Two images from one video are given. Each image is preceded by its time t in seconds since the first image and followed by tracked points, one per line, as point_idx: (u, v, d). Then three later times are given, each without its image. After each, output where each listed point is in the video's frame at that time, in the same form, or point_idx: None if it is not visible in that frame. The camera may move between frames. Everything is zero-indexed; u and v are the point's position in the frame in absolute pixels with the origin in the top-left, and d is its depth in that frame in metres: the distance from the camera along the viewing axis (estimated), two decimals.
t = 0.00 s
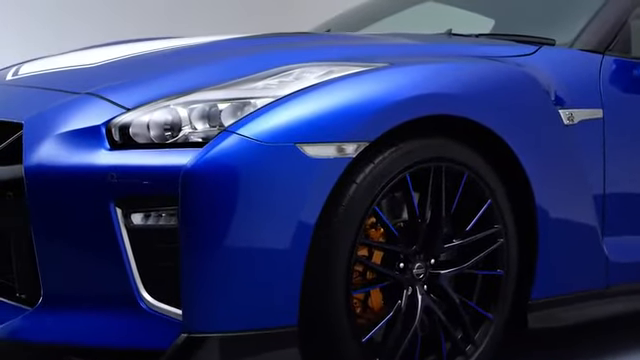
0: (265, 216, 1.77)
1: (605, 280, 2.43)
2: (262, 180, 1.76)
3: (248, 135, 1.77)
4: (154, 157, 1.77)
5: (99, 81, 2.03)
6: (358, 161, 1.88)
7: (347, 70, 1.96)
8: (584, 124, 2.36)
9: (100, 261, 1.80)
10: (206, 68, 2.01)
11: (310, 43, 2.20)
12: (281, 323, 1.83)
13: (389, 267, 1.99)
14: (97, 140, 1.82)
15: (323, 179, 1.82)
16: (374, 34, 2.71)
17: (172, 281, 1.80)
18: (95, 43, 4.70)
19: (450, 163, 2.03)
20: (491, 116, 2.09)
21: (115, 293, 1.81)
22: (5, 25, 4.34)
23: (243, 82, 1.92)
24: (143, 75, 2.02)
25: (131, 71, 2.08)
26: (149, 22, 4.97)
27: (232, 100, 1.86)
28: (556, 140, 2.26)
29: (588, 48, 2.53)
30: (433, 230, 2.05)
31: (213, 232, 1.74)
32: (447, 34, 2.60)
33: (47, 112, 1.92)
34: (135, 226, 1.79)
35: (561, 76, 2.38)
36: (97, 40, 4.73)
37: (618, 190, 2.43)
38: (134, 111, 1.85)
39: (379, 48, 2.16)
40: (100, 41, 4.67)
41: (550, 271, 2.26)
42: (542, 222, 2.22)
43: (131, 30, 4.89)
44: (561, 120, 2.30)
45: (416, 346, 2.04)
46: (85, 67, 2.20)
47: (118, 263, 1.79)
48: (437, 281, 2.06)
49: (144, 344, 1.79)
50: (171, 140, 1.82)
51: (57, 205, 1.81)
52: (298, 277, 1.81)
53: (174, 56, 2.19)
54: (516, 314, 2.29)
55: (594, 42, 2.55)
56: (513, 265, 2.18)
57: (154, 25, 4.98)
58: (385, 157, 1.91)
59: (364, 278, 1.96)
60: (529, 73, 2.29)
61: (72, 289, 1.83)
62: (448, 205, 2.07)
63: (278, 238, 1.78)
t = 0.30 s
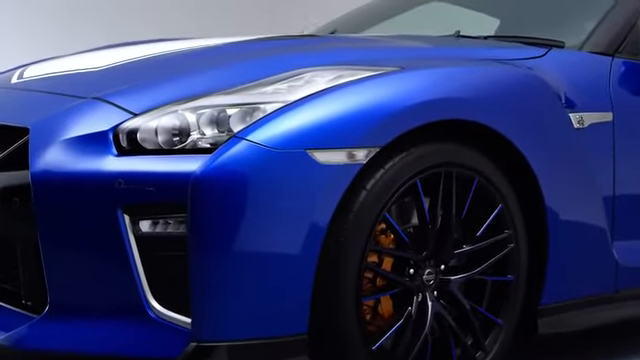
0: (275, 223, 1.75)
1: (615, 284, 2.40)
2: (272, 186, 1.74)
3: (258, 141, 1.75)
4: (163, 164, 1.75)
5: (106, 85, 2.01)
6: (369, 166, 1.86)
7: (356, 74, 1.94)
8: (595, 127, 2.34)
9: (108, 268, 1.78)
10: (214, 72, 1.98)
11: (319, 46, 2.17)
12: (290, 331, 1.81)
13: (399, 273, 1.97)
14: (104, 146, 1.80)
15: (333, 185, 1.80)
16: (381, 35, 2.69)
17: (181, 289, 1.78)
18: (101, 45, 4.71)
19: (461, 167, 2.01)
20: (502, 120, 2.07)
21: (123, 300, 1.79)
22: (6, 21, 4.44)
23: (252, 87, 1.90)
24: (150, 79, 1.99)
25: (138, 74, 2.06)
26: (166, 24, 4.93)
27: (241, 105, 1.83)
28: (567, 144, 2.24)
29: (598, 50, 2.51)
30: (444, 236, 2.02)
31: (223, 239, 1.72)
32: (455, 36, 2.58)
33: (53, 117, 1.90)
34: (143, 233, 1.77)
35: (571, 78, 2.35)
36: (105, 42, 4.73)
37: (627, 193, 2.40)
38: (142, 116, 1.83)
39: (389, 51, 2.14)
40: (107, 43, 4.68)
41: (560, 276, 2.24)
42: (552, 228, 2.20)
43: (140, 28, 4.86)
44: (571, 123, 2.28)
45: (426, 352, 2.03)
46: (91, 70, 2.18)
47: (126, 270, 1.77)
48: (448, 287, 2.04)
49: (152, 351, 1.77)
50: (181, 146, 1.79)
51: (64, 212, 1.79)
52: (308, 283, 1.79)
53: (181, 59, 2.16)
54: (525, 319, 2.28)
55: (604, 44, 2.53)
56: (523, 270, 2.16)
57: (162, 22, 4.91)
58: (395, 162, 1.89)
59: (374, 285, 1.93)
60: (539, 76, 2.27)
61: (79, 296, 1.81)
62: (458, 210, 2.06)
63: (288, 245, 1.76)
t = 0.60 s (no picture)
0: (285, 230, 1.72)
1: (625, 288, 2.38)
2: (282, 193, 1.72)
3: (268, 147, 1.73)
4: (171, 170, 1.73)
5: (113, 89, 1.99)
6: (379, 172, 1.84)
7: (366, 79, 1.92)
8: (605, 130, 2.31)
9: (116, 276, 1.76)
10: (222, 75, 1.96)
11: (327, 49, 2.15)
12: (300, 340, 1.79)
13: (409, 280, 1.95)
14: (112, 151, 1.78)
15: (344, 191, 1.77)
16: (389, 36, 2.67)
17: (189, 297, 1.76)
18: (104, 47, 4.77)
19: (471, 172, 1.99)
20: (513, 124, 2.05)
21: (130, 308, 1.77)
22: (9, 20, 4.51)
23: (261, 91, 1.88)
24: (158, 83, 1.97)
25: (145, 78, 2.04)
26: (166, 25, 4.98)
27: (250, 110, 1.81)
28: (578, 147, 2.21)
29: (608, 52, 2.48)
30: (454, 242, 2.00)
31: (232, 247, 1.70)
32: (464, 37, 2.55)
33: (59, 122, 1.88)
34: (151, 241, 1.75)
35: (581, 81, 2.33)
36: (110, 43, 4.82)
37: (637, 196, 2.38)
38: (150, 121, 1.81)
39: (398, 54, 2.12)
40: (111, 44, 4.75)
41: (570, 280, 2.22)
42: (563, 234, 2.17)
43: (142, 29, 4.92)
44: (582, 127, 2.25)
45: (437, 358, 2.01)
46: (97, 73, 2.16)
47: (134, 278, 1.75)
48: (458, 293, 2.02)
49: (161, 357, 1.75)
50: (188, 151, 1.78)
51: (71, 218, 1.77)
52: (318, 291, 1.77)
53: (188, 62, 2.14)
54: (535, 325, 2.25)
55: (614, 46, 2.50)
56: (533, 275, 2.14)
57: (174, 27, 5.01)
58: (406, 168, 1.87)
59: (384, 292, 1.91)
60: (549, 78, 2.24)
61: (87, 303, 1.80)
62: (469, 215, 2.04)
63: (298, 252, 1.74)
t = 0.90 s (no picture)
0: (294, 236, 1.70)
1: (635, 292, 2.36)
2: (292, 200, 1.70)
3: (277, 153, 1.71)
4: (179, 176, 1.71)
5: (120, 93, 1.96)
6: (390, 178, 1.82)
7: (376, 83, 1.90)
8: (615, 133, 2.29)
9: (124, 283, 1.74)
10: (230, 79, 1.94)
11: (336, 52, 2.13)
12: (310, 347, 1.77)
13: (419, 286, 1.93)
14: (119, 157, 1.76)
15: (354, 197, 1.75)
16: (397, 37, 2.64)
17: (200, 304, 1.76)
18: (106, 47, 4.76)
19: (481, 177, 1.97)
20: (524, 128, 2.03)
21: (139, 315, 1.75)
22: (19, 21, 4.50)
23: (269, 96, 1.86)
24: (165, 87, 1.95)
25: (152, 81, 2.02)
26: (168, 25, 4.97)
27: (259, 115, 1.80)
28: (589, 151, 2.19)
29: (618, 54, 2.46)
30: (465, 247, 1.99)
31: (241, 254, 1.68)
32: (472, 39, 2.53)
33: (65, 127, 1.86)
34: (160, 248, 1.73)
35: (592, 83, 2.30)
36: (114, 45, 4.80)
37: None
38: (157, 127, 1.79)
39: (407, 57, 2.10)
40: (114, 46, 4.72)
41: (581, 285, 2.20)
42: (573, 238, 2.15)
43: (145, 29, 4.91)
44: (593, 130, 2.23)
45: None
46: (103, 76, 2.13)
47: (143, 285, 1.73)
48: (468, 298, 2.00)
49: None
50: (197, 157, 1.76)
51: (79, 225, 1.75)
52: (328, 298, 1.76)
53: (195, 65, 2.12)
54: (546, 329, 2.23)
55: (624, 48, 2.48)
56: (544, 280, 2.12)
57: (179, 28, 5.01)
58: (416, 174, 1.85)
59: (394, 298, 1.90)
60: (559, 81, 2.22)
61: (95, 310, 1.78)
62: (479, 220, 2.02)
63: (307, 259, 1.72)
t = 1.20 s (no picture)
0: (304, 244, 1.69)
1: None
2: (302, 207, 1.68)
3: (286, 159, 1.69)
4: (187, 183, 1.69)
5: (126, 98, 1.94)
6: (400, 184, 1.80)
7: (385, 87, 1.88)
8: (625, 136, 2.27)
9: (132, 291, 1.72)
10: (238, 83, 1.92)
11: (344, 56, 2.11)
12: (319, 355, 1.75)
13: (428, 293, 1.91)
14: (126, 164, 1.74)
15: (364, 204, 1.73)
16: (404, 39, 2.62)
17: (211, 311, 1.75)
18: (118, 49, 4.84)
19: (492, 182, 1.95)
20: (535, 133, 2.01)
21: (147, 324, 1.74)
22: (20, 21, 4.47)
23: (278, 101, 1.84)
24: (172, 91, 1.93)
25: (158, 85, 2.00)
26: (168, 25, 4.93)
27: (268, 121, 1.78)
28: (599, 156, 2.17)
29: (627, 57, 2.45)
30: (474, 252, 1.98)
31: (250, 262, 1.66)
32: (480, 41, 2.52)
33: (71, 132, 1.84)
34: (168, 256, 1.72)
35: (602, 86, 2.28)
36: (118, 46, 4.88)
37: None
38: (165, 132, 1.77)
39: (416, 60, 2.08)
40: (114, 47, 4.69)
41: (592, 290, 2.18)
42: (584, 244, 2.12)
43: (151, 30, 5.02)
44: (603, 134, 2.21)
45: None
46: (109, 80, 2.11)
47: (151, 293, 1.71)
48: (477, 304, 1.99)
49: None
50: (204, 163, 1.74)
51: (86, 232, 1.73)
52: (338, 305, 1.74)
53: (201, 68, 2.10)
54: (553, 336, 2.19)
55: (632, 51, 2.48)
56: (553, 286, 2.10)
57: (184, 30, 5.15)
58: (427, 179, 1.83)
59: (403, 305, 1.87)
60: (569, 84, 2.20)
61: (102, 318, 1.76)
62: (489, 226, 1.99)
63: (317, 267, 1.70)
